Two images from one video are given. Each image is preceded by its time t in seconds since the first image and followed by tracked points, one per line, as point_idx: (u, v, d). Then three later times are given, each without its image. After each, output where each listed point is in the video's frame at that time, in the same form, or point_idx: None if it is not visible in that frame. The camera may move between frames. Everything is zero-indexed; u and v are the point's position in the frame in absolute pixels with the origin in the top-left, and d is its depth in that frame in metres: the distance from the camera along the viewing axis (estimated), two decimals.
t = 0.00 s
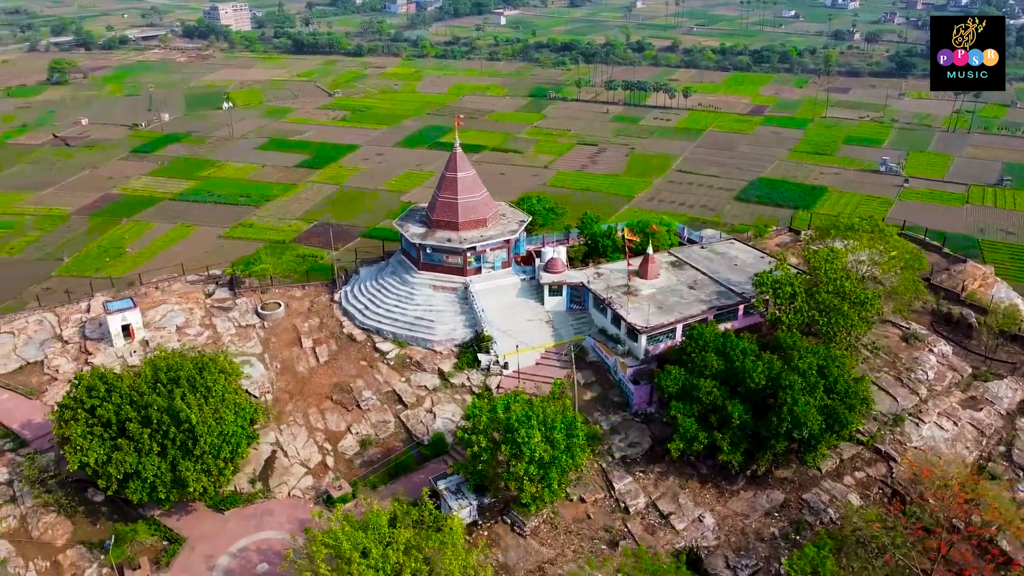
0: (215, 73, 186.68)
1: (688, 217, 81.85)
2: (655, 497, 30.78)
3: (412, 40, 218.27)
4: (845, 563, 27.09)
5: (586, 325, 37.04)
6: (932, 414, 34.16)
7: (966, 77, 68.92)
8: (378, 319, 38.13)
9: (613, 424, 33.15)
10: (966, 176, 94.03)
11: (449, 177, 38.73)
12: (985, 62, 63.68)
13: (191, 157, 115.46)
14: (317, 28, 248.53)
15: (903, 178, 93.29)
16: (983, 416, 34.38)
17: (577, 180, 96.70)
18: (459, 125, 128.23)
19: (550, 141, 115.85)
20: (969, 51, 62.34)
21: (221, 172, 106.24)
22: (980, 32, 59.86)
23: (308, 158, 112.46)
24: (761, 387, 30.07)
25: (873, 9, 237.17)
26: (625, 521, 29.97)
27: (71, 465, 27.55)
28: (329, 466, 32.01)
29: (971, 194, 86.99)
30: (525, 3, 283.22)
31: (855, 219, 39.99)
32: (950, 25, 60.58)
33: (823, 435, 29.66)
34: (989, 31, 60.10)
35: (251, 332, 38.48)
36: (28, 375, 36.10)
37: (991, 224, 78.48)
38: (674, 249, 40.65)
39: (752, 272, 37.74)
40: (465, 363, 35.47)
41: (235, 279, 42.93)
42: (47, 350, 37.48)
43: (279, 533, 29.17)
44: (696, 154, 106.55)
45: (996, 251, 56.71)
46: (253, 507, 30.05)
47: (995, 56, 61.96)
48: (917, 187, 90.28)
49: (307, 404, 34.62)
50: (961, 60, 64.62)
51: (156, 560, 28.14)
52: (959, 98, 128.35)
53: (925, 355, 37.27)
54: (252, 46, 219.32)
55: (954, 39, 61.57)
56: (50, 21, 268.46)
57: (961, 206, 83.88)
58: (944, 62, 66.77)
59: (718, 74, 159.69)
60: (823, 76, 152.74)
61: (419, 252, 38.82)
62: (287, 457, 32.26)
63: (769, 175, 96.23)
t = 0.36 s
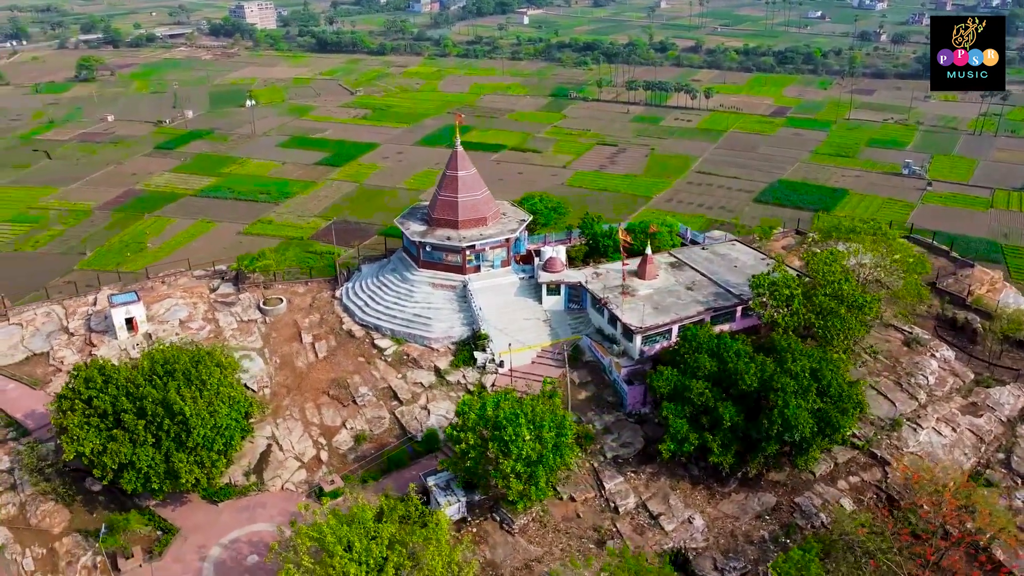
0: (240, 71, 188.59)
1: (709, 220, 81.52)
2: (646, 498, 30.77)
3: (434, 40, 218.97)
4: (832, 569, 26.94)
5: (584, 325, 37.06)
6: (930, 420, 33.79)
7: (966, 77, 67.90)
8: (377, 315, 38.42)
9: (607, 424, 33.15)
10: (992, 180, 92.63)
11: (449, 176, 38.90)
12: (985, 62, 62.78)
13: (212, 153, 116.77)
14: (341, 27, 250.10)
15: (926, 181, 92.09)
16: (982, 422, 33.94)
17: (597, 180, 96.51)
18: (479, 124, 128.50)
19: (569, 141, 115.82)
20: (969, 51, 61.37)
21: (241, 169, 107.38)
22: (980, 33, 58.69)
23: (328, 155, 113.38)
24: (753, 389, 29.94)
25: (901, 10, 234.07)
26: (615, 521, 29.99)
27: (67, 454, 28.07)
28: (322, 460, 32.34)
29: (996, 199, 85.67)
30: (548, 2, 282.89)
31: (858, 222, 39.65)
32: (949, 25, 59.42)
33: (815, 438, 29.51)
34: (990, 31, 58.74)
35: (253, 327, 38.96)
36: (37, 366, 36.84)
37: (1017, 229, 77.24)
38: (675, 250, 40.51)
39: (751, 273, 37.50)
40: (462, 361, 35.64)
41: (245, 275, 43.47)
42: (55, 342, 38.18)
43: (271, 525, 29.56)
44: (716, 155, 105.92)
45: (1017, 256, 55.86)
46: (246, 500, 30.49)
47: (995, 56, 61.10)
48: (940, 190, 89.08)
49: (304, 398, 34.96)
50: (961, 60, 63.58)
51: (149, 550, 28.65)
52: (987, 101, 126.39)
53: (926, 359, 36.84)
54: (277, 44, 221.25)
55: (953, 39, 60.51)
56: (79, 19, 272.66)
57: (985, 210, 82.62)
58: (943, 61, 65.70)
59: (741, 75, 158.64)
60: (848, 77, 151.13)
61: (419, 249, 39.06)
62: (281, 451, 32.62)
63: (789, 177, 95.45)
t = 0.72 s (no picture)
0: (266, 69, 190.41)
1: (728, 221, 81.18)
2: (635, 498, 30.76)
3: (459, 39, 219.47)
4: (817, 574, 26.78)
5: (580, 324, 37.10)
6: (927, 425, 33.42)
7: (966, 77, 67.70)
8: (376, 312, 38.74)
9: (599, 423, 33.16)
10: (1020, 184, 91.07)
11: (450, 174, 39.08)
12: (984, 62, 62.86)
13: (235, 150, 118.06)
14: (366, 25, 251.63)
15: (952, 185, 90.74)
16: (981, 429, 33.48)
17: (617, 180, 96.24)
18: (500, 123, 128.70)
19: (590, 141, 115.65)
20: (969, 51, 61.28)
21: (263, 166, 108.49)
22: (980, 33, 58.66)
23: (350, 153, 114.22)
24: (743, 391, 29.84)
25: (932, 11, 230.62)
26: (602, 520, 30.02)
27: (64, 442, 28.65)
28: (315, 454, 32.71)
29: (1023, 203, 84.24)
30: (574, 2, 282.29)
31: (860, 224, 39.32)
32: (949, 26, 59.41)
33: (805, 442, 29.33)
34: (989, 31, 59.03)
35: (254, 322, 39.46)
36: (47, 356, 37.60)
37: None
38: (674, 250, 40.38)
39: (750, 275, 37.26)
40: (457, 358, 35.83)
41: (253, 271, 44.01)
42: (61, 333, 38.90)
43: (262, 516, 29.97)
44: (738, 156, 105.19)
45: None
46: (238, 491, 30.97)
47: (994, 56, 61.27)
48: (966, 194, 87.78)
49: (301, 392, 35.35)
50: (961, 60, 63.35)
51: (142, 538, 29.22)
52: (1017, 104, 124.23)
53: (926, 364, 36.41)
54: (303, 42, 223.07)
55: (953, 40, 60.52)
56: (110, 16, 276.78)
57: (1012, 214, 81.28)
58: (944, 62, 65.24)
59: (766, 76, 157.38)
60: (875, 78, 149.31)
61: (419, 247, 39.31)
62: (276, 444, 33.05)
63: (811, 179, 94.57)
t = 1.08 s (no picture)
0: (291, 67, 192.20)
1: (749, 223, 80.66)
2: (623, 498, 30.78)
3: (483, 38, 219.90)
4: None
5: (577, 324, 37.14)
6: (924, 431, 33.06)
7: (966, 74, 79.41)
8: (375, 309, 39.06)
9: (591, 423, 33.21)
10: None
11: (450, 173, 39.32)
12: (982, 61, 72.21)
13: (257, 147, 119.25)
14: (391, 24, 252.90)
15: (978, 189, 89.44)
16: (979, 436, 33.07)
17: (637, 181, 95.96)
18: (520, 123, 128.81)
19: (611, 141, 115.40)
20: (969, 51, 70.19)
21: (285, 164, 109.49)
22: (979, 32, 67.61)
23: (371, 151, 114.95)
24: (733, 392, 29.74)
25: (963, 12, 226.85)
26: (590, 520, 30.06)
27: (60, 432, 29.25)
28: (309, 448, 33.08)
29: None
30: (599, 2, 281.45)
31: (861, 228, 39.11)
32: (952, 26, 68.22)
33: (794, 445, 29.16)
34: (987, 33, 68.22)
35: (256, 317, 39.93)
36: (57, 346, 38.37)
37: None
38: (675, 251, 40.22)
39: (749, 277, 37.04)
40: (452, 355, 36.05)
41: (260, 266, 44.49)
42: (68, 324, 39.64)
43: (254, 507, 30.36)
44: (760, 158, 104.40)
45: None
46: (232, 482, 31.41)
47: (991, 56, 70.46)
48: (991, 199, 86.45)
49: (297, 387, 35.78)
50: (960, 60, 72.86)
51: (136, 527, 29.75)
52: None
53: (926, 370, 36.02)
54: (328, 41, 224.74)
55: (955, 39, 69.43)
56: (140, 14, 280.87)
57: None
58: (945, 61, 75.18)
59: (791, 77, 156.01)
60: (902, 80, 147.39)
61: (418, 244, 39.60)
62: (271, 437, 33.45)
63: (834, 182, 93.66)
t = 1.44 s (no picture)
0: (315, 65, 193.77)
1: (769, 225, 80.00)
2: (612, 498, 30.77)
3: (507, 37, 220.01)
4: None
5: (574, 323, 37.16)
6: (920, 437, 32.71)
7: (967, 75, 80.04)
8: (375, 306, 39.38)
9: (584, 422, 33.21)
10: None
11: (451, 172, 39.52)
12: (984, 61, 73.27)
13: (279, 145, 120.44)
14: (416, 23, 253.73)
15: (1005, 194, 87.93)
16: (977, 443, 32.64)
17: (657, 182, 95.63)
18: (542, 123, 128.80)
19: (632, 141, 115.03)
20: (970, 51, 71.47)
21: (306, 161, 110.47)
22: (979, 32, 69.07)
23: (391, 149, 115.59)
24: (723, 395, 29.67)
25: (997, 12, 222.80)
26: (578, 519, 30.10)
27: (58, 421, 29.85)
28: (304, 442, 33.42)
29: None
30: (625, 2, 280.26)
31: (863, 232, 38.89)
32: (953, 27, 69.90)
33: (784, 448, 28.99)
34: (987, 32, 69.50)
35: (258, 312, 40.39)
36: (67, 337, 39.15)
37: None
38: (675, 252, 40.05)
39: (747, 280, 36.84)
40: (449, 353, 36.25)
41: (267, 262, 44.99)
42: (76, 317, 40.40)
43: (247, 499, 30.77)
44: (782, 160, 103.53)
45: None
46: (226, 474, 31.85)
47: (992, 56, 71.56)
48: (1018, 204, 84.93)
49: (295, 381, 36.18)
50: (961, 60, 74.06)
51: (130, 516, 30.32)
52: None
53: (926, 376, 35.61)
54: (353, 40, 226.24)
55: (955, 39, 70.87)
56: (169, 12, 284.63)
57: None
58: (946, 62, 76.39)
59: (817, 78, 154.31)
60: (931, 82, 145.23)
61: (419, 242, 39.83)
62: (267, 430, 33.86)
63: (856, 185, 92.58)
